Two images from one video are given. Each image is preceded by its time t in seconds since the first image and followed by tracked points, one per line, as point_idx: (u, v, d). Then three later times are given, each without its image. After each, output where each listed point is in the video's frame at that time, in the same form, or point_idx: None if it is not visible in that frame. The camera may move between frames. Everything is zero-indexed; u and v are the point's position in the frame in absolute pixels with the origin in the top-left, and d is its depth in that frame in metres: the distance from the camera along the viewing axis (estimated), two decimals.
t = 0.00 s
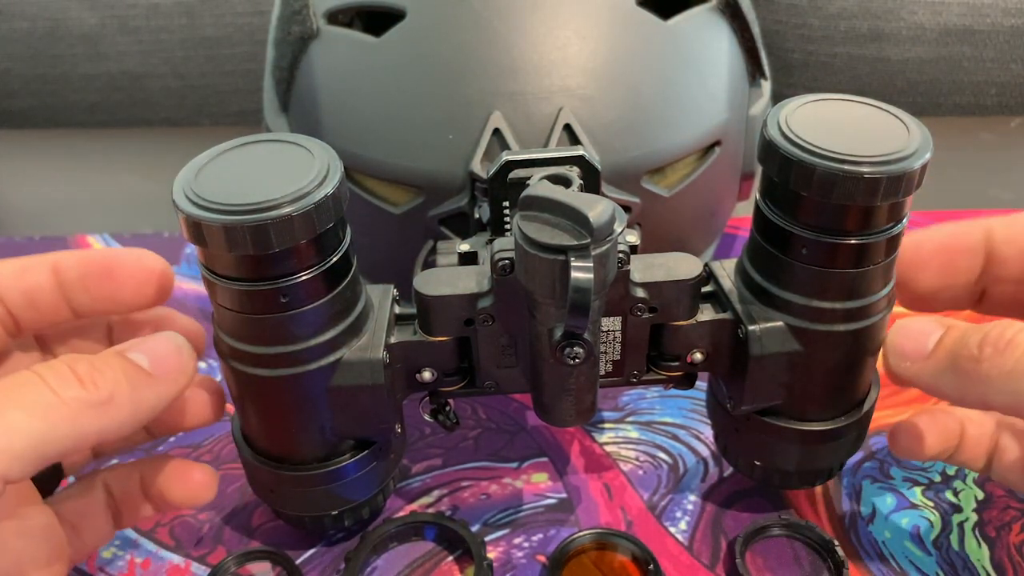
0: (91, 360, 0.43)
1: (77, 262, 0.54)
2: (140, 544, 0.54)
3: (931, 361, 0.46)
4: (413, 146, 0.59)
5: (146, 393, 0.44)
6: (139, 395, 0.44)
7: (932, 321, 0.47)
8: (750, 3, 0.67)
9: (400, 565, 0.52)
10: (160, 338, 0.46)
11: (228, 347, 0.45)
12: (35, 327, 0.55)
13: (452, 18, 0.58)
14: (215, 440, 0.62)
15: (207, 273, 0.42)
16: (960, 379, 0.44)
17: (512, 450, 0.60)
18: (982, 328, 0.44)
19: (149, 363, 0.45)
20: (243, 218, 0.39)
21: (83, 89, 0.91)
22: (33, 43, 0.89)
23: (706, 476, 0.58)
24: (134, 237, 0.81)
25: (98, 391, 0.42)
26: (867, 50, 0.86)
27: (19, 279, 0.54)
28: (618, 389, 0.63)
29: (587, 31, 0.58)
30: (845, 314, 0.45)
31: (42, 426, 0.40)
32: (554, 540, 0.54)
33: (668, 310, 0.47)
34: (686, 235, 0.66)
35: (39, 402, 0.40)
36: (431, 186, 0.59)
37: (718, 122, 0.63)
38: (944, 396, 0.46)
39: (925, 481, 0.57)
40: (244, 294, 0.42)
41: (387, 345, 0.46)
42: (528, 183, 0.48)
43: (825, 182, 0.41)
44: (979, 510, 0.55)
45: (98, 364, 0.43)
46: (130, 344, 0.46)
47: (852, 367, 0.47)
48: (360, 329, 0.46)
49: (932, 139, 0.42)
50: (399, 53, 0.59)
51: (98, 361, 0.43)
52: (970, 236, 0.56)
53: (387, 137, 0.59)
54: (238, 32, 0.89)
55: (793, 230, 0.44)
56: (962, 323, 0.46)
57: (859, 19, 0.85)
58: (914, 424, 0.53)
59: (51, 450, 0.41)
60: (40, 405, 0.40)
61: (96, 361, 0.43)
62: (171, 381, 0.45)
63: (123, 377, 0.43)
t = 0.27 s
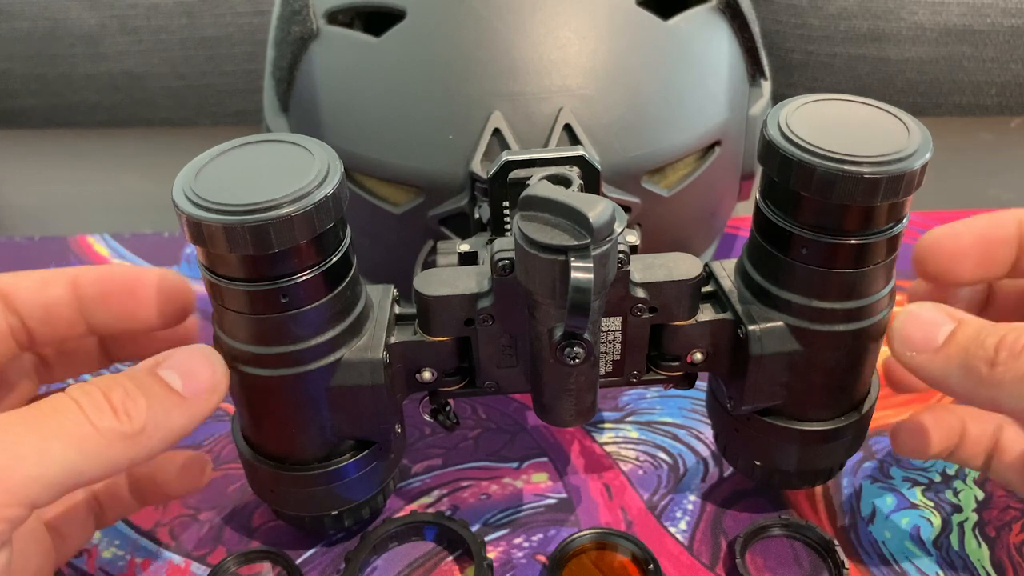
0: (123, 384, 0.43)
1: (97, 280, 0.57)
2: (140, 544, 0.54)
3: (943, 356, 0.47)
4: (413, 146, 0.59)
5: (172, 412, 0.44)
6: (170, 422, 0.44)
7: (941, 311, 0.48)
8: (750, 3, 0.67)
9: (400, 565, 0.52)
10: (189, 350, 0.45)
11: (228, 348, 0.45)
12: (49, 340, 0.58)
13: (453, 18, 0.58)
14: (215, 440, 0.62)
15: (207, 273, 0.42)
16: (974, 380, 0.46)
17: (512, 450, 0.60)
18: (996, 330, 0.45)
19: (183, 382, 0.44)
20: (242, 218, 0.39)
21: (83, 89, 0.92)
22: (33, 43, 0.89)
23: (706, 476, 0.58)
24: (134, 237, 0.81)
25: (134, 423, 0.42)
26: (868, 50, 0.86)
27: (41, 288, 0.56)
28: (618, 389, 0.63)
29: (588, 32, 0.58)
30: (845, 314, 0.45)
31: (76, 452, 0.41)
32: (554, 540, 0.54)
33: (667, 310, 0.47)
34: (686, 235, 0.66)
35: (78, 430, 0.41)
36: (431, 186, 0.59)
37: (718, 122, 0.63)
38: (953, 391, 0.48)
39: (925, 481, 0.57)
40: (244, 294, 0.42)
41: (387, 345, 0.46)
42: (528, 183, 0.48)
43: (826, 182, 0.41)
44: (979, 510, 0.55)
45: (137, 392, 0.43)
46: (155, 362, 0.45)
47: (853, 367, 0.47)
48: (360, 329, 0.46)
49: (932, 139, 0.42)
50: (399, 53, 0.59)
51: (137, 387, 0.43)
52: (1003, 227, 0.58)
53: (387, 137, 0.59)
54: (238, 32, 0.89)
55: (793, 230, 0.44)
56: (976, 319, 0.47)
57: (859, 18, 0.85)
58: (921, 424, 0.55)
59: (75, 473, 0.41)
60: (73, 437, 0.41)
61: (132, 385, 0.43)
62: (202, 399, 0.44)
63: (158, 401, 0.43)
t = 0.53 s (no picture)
0: (149, 408, 0.43)
1: (114, 296, 0.56)
2: (140, 544, 0.54)
3: (935, 363, 0.46)
4: (413, 146, 0.59)
5: (198, 433, 0.43)
6: (198, 441, 0.44)
7: (931, 316, 0.47)
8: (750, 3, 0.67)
9: (400, 565, 0.52)
10: (215, 362, 0.43)
11: (229, 348, 0.45)
12: (63, 349, 0.57)
13: (453, 18, 0.58)
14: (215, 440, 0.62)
15: (208, 273, 0.42)
16: (966, 391, 0.46)
17: (512, 450, 0.60)
18: (991, 341, 0.45)
19: (209, 402, 0.43)
20: (242, 218, 0.39)
21: (83, 89, 0.92)
22: (34, 43, 0.89)
23: (706, 476, 0.58)
24: (135, 237, 0.81)
25: (164, 450, 0.43)
26: (868, 50, 0.86)
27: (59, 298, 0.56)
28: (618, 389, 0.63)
29: (587, 32, 0.58)
30: (844, 313, 0.45)
31: (107, 484, 0.42)
32: (554, 540, 0.54)
33: (667, 310, 0.47)
34: (686, 235, 0.66)
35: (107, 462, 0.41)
36: (431, 186, 0.59)
37: (718, 122, 0.63)
38: (942, 399, 0.48)
39: (925, 481, 0.57)
40: (244, 294, 0.42)
41: (387, 345, 0.46)
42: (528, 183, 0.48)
43: (825, 182, 0.41)
44: (979, 510, 0.55)
45: (163, 416, 0.43)
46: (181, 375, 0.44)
47: (852, 367, 0.47)
48: (360, 329, 0.46)
49: (932, 139, 0.42)
50: (399, 53, 0.59)
51: (163, 410, 0.43)
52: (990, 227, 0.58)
53: (387, 137, 0.59)
54: (238, 32, 0.89)
55: (792, 230, 0.44)
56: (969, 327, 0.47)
57: (859, 18, 0.85)
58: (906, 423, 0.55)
59: (109, 503, 0.42)
60: (104, 470, 0.41)
61: (158, 407, 0.43)
62: (229, 418, 0.43)
63: (183, 423, 0.43)
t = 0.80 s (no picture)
0: (146, 410, 0.43)
1: (117, 302, 0.56)
2: (140, 545, 0.54)
3: (936, 365, 0.47)
4: (413, 146, 0.59)
5: (194, 434, 0.44)
6: (194, 442, 0.44)
7: (931, 318, 0.48)
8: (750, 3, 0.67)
9: (400, 565, 0.52)
10: (212, 363, 0.43)
11: (229, 348, 0.45)
12: (64, 356, 0.57)
13: (453, 18, 0.58)
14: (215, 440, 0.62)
15: (208, 274, 0.42)
16: (966, 395, 0.47)
17: (512, 450, 0.60)
18: (991, 345, 0.46)
19: (204, 404, 0.43)
20: (243, 218, 0.39)
21: (82, 89, 0.92)
22: (34, 43, 0.89)
23: (706, 476, 0.58)
24: (134, 237, 0.81)
25: (160, 452, 0.43)
26: (867, 50, 0.86)
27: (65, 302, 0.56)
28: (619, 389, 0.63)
29: (587, 32, 0.58)
30: (845, 313, 0.45)
31: (104, 488, 0.42)
32: (554, 540, 0.54)
33: (667, 310, 0.47)
34: (686, 235, 0.66)
35: (103, 466, 0.42)
36: (431, 186, 0.59)
37: (718, 122, 0.63)
38: (943, 400, 0.48)
39: (925, 481, 0.57)
40: (243, 294, 0.42)
41: (387, 345, 0.46)
42: (528, 183, 0.48)
43: (825, 182, 0.41)
44: (979, 510, 0.55)
45: (159, 418, 0.43)
46: (178, 376, 0.44)
47: (853, 367, 0.47)
48: (360, 328, 0.46)
49: (932, 139, 0.42)
50: (399, 53, 0.59)
51: (159, 412, 0.43)
52: (965, 249, 0.59)
53: (387, 138, 0.59)
54: (238, 32, 0.89)
55: (793, 230, 0.44)
56: (969, 330, 0.47)
57: (859, 18, 0.85)
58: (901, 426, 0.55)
59: (107, 506, 0.43)
60: (101, 474, 0.42)
61: (154, 408, 0.43)
62: (225, 420, 0.44)
63: (180, 424, 0.43)
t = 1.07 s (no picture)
0: (164, 423, 0.43)
1: (127, 292, 0.58)
2: (140, 545, 0.54)
3: (926, 381, 0.46)
4: (413, 146, 0.59)
5: (210, 448, 0.44)
6: (209, 457, 0.44)
7: (923, 331, 0.47)
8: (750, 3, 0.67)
9: (400, 565, 0.52)
10: (229, 377, 0.44)
11: (229, 348, 0.45)
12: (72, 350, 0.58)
13: (453, 18, 0.58)
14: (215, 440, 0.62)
15: (208, 274, 0.42)
16: (958, 408, 0.45)
17: (512, 450, 0.60)
18: (982, 357, 0.45)
19: (221, 418, 0.43)
20: (243, 219, 0.39)
21: (82, 89, 0.92)
22: (34, 43, 0.89)
23: (705, 476, 0.58)
24: (134, 237, 0.81)
25: (176, 465, 0.43)
26: (867, 50, 0.86)
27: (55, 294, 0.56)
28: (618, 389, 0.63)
29: (587, 32, 0.58)
30: (844, 313, 0.45)
31: (119, 502, 0.42)
32: (554, 540, 0.54)
33: (667, 310, 0.47)
34: (686, 235, 0.66)
35: (121, 478, 0.42)
36: (431, 186, 0.59)
37: (718, 122, 0.63)
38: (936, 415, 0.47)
39: (925, 481, 0.57)
40: (243, 295, 0.42)
41: (387, 345, 0.46)
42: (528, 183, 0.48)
43: (825, 182, 0.41)
44: (979, 510, 0.55)
45: (178, 431, 0.43)
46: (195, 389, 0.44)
47: (852, 367, 0.47)
48: (360, 329, 0.46)
49: (932, 139, 0.42)
50: (399, 53, 0.59)
51: (177, 425, 0.43)
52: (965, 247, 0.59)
53: (387, 138, 0.59)
54: (238, 32, 0.89)
55: (793, 230, 0.44)
56: (960, 341, 0.46)
57: (859, 18, 0.85)
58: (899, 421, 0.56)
59: (119, 518, 0.42)
60: (116, 486, 0.42)
61: (172, 421, 0.43)
62: (241, 434, 0.44)
63: (196, 438, 0.43)
